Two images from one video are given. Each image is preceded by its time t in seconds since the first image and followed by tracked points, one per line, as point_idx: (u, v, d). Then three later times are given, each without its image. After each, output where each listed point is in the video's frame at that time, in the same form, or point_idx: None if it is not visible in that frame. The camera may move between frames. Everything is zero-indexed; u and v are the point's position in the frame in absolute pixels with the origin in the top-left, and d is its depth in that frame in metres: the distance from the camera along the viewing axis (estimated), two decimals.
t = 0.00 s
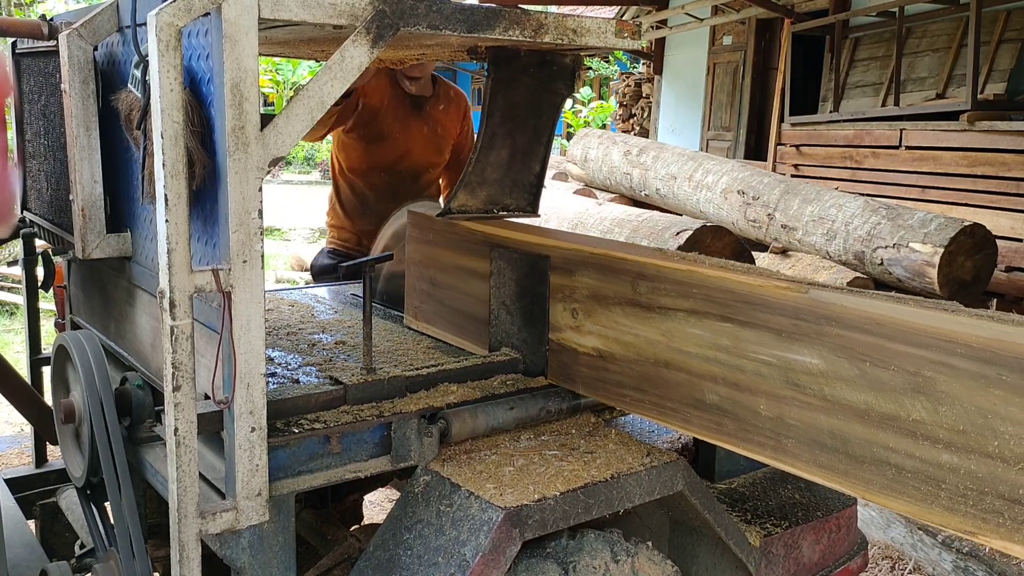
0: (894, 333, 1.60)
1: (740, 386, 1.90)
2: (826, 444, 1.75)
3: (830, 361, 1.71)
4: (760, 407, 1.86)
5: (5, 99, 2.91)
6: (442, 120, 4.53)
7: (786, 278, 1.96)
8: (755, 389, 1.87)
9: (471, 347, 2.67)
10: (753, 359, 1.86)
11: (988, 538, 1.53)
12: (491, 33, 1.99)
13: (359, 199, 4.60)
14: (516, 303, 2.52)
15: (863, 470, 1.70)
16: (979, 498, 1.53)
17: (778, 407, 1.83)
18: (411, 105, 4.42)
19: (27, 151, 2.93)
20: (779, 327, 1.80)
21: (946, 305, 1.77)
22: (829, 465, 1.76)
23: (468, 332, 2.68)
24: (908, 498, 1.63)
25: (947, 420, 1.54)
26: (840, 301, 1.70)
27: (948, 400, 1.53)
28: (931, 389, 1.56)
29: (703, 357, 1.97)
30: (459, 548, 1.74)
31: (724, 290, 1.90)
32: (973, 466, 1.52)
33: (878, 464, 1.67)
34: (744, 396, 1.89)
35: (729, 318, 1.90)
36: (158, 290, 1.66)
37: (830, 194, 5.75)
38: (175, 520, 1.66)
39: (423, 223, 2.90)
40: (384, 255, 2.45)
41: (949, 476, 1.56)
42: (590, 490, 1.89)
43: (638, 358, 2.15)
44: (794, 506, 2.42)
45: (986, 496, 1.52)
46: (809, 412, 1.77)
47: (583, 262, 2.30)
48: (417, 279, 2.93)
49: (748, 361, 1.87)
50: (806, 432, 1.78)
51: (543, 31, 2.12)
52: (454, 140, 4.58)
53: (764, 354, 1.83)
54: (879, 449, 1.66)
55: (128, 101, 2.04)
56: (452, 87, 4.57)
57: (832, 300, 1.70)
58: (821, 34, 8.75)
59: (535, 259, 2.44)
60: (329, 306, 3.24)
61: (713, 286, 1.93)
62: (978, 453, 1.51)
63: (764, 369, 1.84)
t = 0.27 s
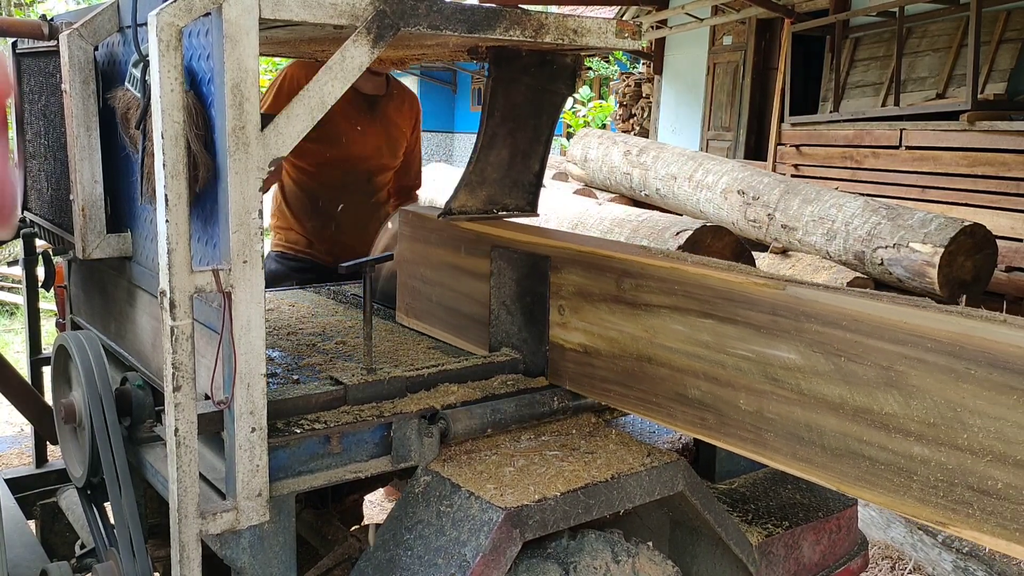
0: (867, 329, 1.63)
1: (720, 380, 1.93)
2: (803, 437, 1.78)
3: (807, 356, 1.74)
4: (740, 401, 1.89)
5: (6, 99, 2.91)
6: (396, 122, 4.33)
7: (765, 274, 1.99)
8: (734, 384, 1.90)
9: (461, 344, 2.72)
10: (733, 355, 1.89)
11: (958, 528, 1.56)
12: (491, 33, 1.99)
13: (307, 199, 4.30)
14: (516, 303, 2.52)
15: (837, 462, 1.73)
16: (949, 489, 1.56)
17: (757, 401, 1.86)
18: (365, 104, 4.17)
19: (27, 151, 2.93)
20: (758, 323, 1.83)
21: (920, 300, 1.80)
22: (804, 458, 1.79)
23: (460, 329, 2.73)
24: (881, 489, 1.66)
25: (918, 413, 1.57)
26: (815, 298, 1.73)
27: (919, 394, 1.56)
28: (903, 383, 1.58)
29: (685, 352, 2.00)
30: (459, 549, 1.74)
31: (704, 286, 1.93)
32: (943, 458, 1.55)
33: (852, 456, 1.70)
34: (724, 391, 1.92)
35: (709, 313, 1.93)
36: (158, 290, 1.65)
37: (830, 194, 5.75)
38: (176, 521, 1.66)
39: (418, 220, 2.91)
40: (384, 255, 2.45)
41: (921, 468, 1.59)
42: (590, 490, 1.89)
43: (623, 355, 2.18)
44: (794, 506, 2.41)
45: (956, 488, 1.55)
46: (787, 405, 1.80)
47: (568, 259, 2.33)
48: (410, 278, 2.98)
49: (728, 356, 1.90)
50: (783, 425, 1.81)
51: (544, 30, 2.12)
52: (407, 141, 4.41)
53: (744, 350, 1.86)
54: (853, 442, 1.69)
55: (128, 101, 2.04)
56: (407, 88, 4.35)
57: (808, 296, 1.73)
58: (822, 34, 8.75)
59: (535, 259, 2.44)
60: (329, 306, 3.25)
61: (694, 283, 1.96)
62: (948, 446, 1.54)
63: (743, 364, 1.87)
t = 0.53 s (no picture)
0: (842, 325, 1.68)
1: (701, 375, 1.97)
2: (781, 430, 1.82)
3: (784, 351, 1.79)
4: (720, 395, 1.94)
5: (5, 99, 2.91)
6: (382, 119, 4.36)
7: (745, 272, 2.03)
8: (715, 378, 1.94)
9: (454, 342, 2.76)
10: (714, 350, 1.93)
11: (929, 518, 1.60)
12: (491, 33, 1.99)
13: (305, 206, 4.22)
14: (516, 303, 2.51)
15: (813, 454, 1.77)
16: (920, 480, 1.60)
17: (737, 395, 1.90)
18: (357, 105, 4.18)
19: (27, 151, 2.93)
20: (738, 319, 1.87)
21: (896, 297, 1.85)
22: (781, 450, 1.83)
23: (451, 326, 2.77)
24: (855, 481, 1.70)
25: (890, 406, 1.61)
26: (792, 294, 1.78)
27: (892, 387, 1.61)
28: (877, 377, 1.63)
29: (668, 348, 2.04)
30: (459, 548, 1.74)
31: (688, 283, 1.97)
32: (915, 450, 1.59)
33: (828, 449, 1.74)
34: (706, 385, 1.97)
35: (692, 309, 1.97)
36: (158, 290, 1.65)
37: (830, 194, 5.75)
38: (176, 521, 1.66)
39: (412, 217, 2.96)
40: (384, 255, 2.45)
41: (893, 460, 1.63)
42: (590, 490, 1.89)
43: (608, 350, 2.23)
44: (794, 506, 2.42)
45: (927, 479, 1.59)
46: (765, 399, 1.84)
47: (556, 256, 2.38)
48: (403, 276, 3.04)
49: (710, 352, 1.94)
50: (761, 418, 1.85)
51: (543, 30, 2.12)
52: (390, 138, 4.45)
53: (725, 345, 1.91)
54: (829, 434, 1.73)
55: (128, 101, 2.04)
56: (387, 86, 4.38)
57: (787, 293, 1.78)
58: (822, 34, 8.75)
59: (535, 259, 2.44)
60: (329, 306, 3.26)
61: (678, 281, 2.00)
62: (919, 438, 1.58)
63: (723, 359, 1.91)
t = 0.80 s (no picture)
0: (822, 321, 1.71)
1: (687, 371, 2.01)
2: (764, 425, 1.85)
3: (766, 347, 1.82)
4: (705, 391, 1.97)
5: (5, 99, 2.91)
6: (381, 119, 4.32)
7: (730, 268, 2.05)
8: (700, 374, 1.97)
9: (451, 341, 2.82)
10: (699, 346, 1.96)
11: (905, 510, 1.64)
12: (491, 33, 1.99)
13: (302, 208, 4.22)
14: (516, 303, 2.51)
15: (794, 448, 1.81)
16: (897, 473, 1.64)
17: (721, 391, 1.93)
18: (357, 105, 4.14)
19: (27, 151, 2.94)
20: (721, 315, 1.90)
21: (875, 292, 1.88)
22: (763, 444, 1.87)
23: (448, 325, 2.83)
24: (835, 474, 1.74)
25: (868, 401, 1.65)
26: (774, 290, 1.80)
27: (869, 382, 1.64)
28: (855, 372, 1.66)
29: (654, 344, 2.08)
30: (459, 549, 1.74)
31: (673, 281, 2.00)
32: (891, 443, 1.63)
33: (809, 443, 1.77)
34: (691, 380, 2.00)
35: (676, 306, 2.00)
36: (159, 291, 1.65)
37: (830, 194, 5.75)
38: (176, 521, 1.66)
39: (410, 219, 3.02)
40: (386, 254, 2.45)
41: (871, 453, 1.67)
42: (591, 491, 1.89)
43: (595, 346, 2.26)
44: (794, 507, 2.41)
45: (903, 471, 1.63)
46: (749, 395, 1.87)
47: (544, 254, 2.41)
48: (397, 275, 3.13)
49: (694, 348, 1.97)
50: (744, 413, 1.89)
51: (545, 30, 2.12)
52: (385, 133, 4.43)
53: (709, 341, 1.93)
54: (810, 429, 1.76)
55: (128, 101, 2.04)
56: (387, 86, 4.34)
57: (771, 290, 1.79)
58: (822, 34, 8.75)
59: (535, 259, 2.43)
60: (328, 305, 3.26)
61: (663, 278, 2.02)
62: (895, 432, 1.62)
63: (708, 355, 1.94)
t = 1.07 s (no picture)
0: (802, 318, 1.73)
1: (672, 366, 2.03)
2: (747, 419, 1.88)
3: (749, 342, 1.84)
4: (690, 386, 1.99)
5: (5, 99, 2.91)
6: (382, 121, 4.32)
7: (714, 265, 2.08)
8: (685, 369, 2.00)
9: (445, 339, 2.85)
10: (683, 342, 1.98)
11: (882, 502, 1.66)
12: (491, 33, 1.99)
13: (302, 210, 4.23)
14: (516, 303, 2.51)
15: (776, 442, 1.83)
16: (875, 466, 1.65)
17: (705, 386, 1.95)
18: (359, 106, 4.13)
19: (27, 151, 2.94)
20: (705, 312, 1.92)
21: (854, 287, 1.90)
22: (746, 438, 1.89)
23: (441, 324, 2.86)
24: (815, 467, 1.76)
25: (847, 395, 1.67)
26: (756, 286, 1.82)
27: (848, 376, 1.67)
28: (834, 367, 1.69)
29: (640, 340, 2.10)
30: (459, 549, 1.74)
31: (658, 278, 2.02)
32: (869, 436, 1.66)
33: (789, 436, 1.80)
34: (676, 375, 2.02)
35: (662, 302, 2.02)
36: (159, 291, 1.65)
37: (830, 194, 5.75)
38: (176, 522, 1.66)
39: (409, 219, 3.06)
40: (386, 255, 2.45)
41: (850, 446, 1.69)
42: (590, 491, 1.89)
43: (583, 343, 2.28)
44: (794, 507, 2.41)
45: (881, 464, 1.65)
46: (732, 389, 1.90)
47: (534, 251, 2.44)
48: (392, 273, 3.17)
49: (679, 343, 2.00)
50: (728, 407, 1.92)
51: (545, 30, 2.12)
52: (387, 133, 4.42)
53: (693, 337, 1.96)
54: (791, 423, 1.79)
55: (128, 101, 2.04)
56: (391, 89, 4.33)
57: (752, 287, 1.81)
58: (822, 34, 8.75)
59: (536, 259, 2.42)
60: (327, 305, 3.26)
61: (648, 275, 2.05)
62: (874, 425, 1.64)
63: (692, 350, 1.97)
